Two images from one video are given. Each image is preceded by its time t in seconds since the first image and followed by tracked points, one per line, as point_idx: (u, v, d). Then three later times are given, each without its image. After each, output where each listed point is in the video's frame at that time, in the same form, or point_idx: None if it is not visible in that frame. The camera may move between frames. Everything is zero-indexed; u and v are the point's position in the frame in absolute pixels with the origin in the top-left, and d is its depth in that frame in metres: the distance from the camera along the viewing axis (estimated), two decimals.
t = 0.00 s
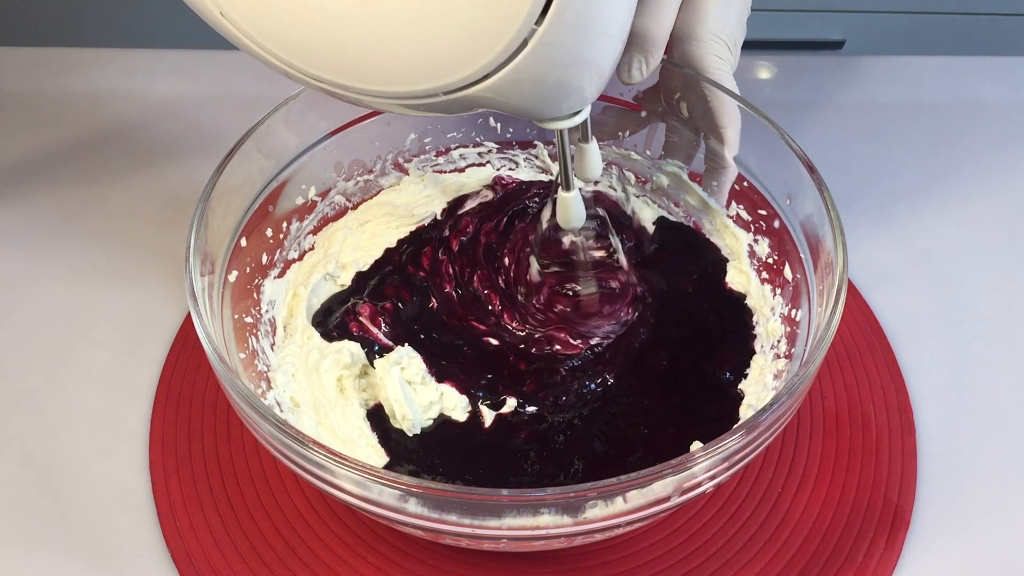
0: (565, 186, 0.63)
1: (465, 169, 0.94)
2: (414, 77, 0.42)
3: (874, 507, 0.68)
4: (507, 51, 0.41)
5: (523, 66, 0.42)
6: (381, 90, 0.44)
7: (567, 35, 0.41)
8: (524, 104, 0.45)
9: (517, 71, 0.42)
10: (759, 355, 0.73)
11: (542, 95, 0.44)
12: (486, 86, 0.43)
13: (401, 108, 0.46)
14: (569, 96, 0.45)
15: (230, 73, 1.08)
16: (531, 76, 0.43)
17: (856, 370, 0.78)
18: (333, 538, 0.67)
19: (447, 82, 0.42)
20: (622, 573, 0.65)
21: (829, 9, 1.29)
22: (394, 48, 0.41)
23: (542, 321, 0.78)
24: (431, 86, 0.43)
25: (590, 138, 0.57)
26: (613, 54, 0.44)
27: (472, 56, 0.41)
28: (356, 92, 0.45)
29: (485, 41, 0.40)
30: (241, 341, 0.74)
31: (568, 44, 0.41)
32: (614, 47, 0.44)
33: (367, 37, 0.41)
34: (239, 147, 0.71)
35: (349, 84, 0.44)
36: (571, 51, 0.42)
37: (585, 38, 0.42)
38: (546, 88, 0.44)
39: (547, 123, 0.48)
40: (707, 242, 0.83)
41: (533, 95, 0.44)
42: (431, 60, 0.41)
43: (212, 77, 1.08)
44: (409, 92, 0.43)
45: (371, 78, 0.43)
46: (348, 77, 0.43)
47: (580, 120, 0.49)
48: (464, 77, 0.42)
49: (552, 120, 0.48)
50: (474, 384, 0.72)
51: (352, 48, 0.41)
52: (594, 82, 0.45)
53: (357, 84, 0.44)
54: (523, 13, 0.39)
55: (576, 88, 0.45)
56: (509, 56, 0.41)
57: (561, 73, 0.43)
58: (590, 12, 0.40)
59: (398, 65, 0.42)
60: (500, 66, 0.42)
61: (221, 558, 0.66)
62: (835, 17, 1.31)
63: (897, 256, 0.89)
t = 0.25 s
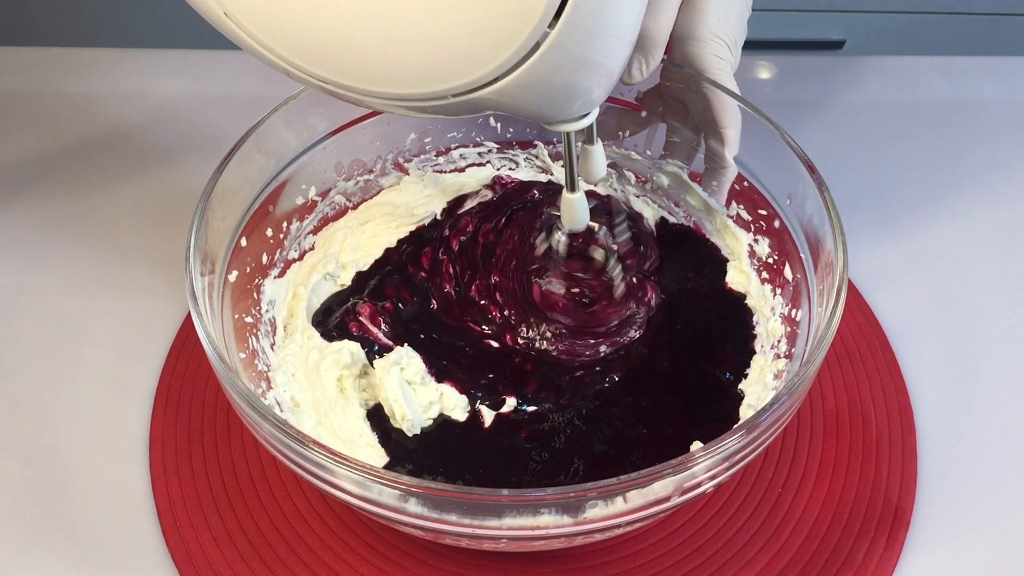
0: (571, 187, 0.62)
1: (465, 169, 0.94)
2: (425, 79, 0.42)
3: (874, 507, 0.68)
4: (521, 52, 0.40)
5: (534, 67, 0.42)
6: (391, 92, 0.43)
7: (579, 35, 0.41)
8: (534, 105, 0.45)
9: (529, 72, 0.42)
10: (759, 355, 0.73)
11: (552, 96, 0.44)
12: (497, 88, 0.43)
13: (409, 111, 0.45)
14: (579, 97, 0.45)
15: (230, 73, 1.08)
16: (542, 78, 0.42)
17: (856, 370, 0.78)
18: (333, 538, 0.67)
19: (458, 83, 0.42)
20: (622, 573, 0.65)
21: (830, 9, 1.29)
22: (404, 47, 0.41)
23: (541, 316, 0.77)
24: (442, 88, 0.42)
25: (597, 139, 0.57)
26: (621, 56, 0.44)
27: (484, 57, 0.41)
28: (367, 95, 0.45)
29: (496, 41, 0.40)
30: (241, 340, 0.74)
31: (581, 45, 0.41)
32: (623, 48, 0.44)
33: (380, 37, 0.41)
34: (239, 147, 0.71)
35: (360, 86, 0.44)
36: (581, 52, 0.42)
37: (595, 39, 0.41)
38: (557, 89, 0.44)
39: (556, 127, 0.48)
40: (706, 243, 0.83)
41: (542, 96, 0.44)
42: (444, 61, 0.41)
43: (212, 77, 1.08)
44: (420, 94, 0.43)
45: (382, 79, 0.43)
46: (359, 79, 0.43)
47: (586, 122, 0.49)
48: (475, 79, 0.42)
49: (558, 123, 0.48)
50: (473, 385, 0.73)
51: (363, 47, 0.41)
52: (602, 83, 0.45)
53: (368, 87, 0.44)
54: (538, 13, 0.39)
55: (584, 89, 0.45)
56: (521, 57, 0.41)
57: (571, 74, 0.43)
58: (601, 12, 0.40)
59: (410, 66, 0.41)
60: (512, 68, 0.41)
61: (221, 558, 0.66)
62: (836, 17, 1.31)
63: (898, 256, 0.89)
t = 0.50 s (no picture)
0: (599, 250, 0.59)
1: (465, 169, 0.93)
2: (443, 131, 0.41)
3: (875, 507, 0.68)
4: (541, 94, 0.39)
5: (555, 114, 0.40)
6: (406, 146, 0.42)
7: (603, 78, 0.39)
8: (555, 157, 0.43)
9: (550, 118, 0.40)
10: (759, 355, 0.73)
11: (574, 145, 0.42)
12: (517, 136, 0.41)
13: (427, 166, 0.44)
14: (603, 147, 0.43)
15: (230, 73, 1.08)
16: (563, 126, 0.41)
17: (857, 370, 0.77)
18: (333, 538, 0.67)
19: (477, 131, 0.40)
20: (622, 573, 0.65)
21: (830, 9, 1.29)
22: (414, 97, 0.39)
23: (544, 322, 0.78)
24: (461, 138, 0.41)
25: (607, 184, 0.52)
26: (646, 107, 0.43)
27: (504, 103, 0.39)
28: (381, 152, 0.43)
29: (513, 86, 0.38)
30: (241, 340, 0.74)
31: (604, 91, 0.40)
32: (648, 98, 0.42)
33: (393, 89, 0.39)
34: (239, 147, 0.71)
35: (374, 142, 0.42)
36: (605, 100, 0.40)
37: (620, 87, 0.40)
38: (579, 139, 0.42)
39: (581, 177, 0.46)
40: (706, 243, 0.83)
41: (564, 146, 0.42)
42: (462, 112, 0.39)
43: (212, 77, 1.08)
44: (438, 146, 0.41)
45: (397, 132, 0.41)
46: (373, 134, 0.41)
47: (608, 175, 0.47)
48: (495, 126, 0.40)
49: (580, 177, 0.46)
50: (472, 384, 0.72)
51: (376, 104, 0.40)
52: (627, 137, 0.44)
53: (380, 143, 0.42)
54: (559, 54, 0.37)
55: (608, 141, 0.43)
56: (542, 100, 0.39)
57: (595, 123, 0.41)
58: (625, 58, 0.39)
59: (428, 119, 0.40)
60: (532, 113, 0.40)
61: (221, 558, 0.66)
62: (836, 17, 1.31)
63: (898, 256, 0.88)
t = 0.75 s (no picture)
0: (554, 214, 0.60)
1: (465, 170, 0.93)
2: (400, 96, 0.41)
3: (875, 506, 0.68)
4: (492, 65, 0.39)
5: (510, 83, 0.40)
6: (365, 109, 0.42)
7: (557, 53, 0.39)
8: (513, 126, 0.43)
9: (504, 88, 0.40)
10: (759, 355, 0.73)
11: (530, 115, 0.42)
12: (473, 104, 0.41)
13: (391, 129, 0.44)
14: (559, 119, 0.43)
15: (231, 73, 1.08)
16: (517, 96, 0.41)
17: (857, 371, 0.77)
18: (333, 539, 0.67)
19: (432, 98, 0.41)
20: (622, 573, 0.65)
21: (830, 9, 1.29)
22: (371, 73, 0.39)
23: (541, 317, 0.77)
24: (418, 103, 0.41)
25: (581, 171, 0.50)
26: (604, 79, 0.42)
27: (457, 71, 0.39)
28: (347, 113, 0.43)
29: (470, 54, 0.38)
30: (241, 341, 0.74)
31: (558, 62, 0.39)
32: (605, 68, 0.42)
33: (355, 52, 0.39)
34: (238, 148, 0.71)
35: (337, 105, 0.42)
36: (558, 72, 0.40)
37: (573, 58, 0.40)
38: (534, 110, 0.42)
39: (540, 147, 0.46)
40: (706, 245, 0.83)
41: (521, 115, 0.42)
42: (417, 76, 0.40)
43: (213, 77, 1.08)
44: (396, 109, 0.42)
45: (358, 94, 0.41)
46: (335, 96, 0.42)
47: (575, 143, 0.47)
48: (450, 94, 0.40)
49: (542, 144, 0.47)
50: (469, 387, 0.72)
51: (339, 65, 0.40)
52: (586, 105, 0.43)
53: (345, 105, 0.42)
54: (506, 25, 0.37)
55: (567, 110, 0.43)
56: (495, 71, 0.39)
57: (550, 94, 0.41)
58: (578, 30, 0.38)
59: (385, 83, 0.40)
60: (486, 83, 0.40)
61: (221, 558, 0.66)
62: (836, 18, 1.31)
63: (898, 256, 0.88)
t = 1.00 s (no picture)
0: (554, 244, 0.60)
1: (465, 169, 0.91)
2: (395, 125, 0.40)
3: (874, 506, 0.68)
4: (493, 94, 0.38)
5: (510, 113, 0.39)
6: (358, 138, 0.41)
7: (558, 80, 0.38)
8: (510, 154, 0.43)
9: (505, 116, 0.40)
10: (759, 354, 0.73)
11: (530, 141, 0.42)
12: (470, 133, 0.41)
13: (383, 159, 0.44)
14: (556, 147, 0.43)
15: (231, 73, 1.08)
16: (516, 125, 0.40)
17: (856, 371, 0.78)
18: (333, 539, 0.67)
19: (430, 127, 0.40)
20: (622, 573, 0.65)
21: (829, 10, 1.30)
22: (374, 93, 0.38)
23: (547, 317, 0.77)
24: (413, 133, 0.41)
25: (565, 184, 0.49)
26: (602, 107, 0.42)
27: (456, 101, 0.39)
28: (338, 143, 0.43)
29: (464, 83, 0.38)
30: (241, 340, 0.74)
31: (559, 91, 0.39)
32: (603, 99, 0.42)
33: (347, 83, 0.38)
34: (238, 149, 0.71)
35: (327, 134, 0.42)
36: (558, 101, 0.40)
37: (573, 87, 0.39)
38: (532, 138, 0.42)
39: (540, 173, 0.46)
40: (705, 245, 0.83)
41: (519, 144, 0.42)
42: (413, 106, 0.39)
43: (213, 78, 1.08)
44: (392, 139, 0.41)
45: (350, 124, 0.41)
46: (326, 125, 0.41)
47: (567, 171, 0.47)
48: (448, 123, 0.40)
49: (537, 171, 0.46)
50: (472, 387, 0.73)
51: (328, 92, 0.39)
52: (582, 133, 0.43)
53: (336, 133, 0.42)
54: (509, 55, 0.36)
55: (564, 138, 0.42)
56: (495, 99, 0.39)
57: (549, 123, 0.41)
58: (580, 59, 0.38)
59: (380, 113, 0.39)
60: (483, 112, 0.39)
61: (222, 558, 0.66)
62: (835, 18, 1.31)
63: (898, 256, 0.89)
